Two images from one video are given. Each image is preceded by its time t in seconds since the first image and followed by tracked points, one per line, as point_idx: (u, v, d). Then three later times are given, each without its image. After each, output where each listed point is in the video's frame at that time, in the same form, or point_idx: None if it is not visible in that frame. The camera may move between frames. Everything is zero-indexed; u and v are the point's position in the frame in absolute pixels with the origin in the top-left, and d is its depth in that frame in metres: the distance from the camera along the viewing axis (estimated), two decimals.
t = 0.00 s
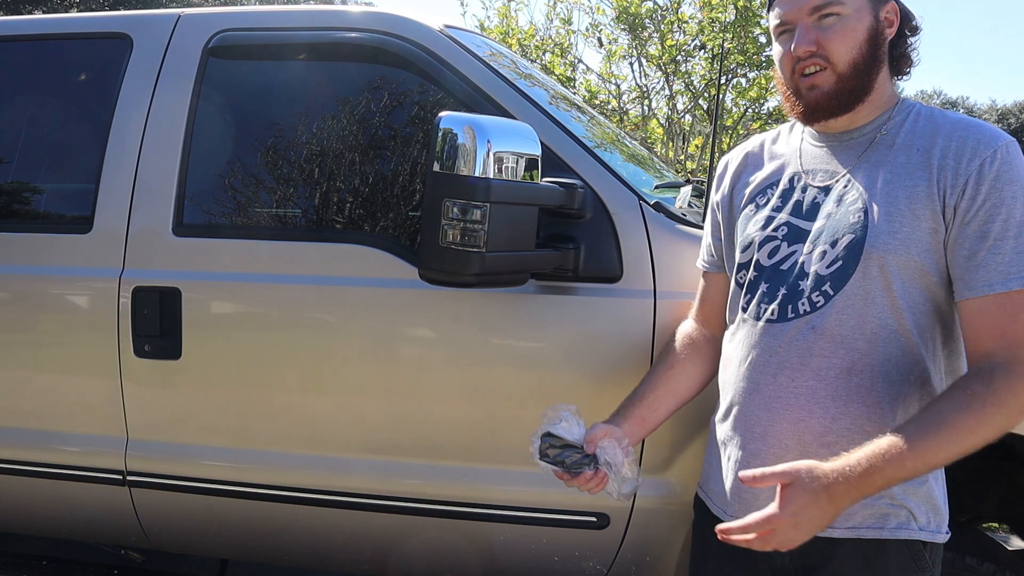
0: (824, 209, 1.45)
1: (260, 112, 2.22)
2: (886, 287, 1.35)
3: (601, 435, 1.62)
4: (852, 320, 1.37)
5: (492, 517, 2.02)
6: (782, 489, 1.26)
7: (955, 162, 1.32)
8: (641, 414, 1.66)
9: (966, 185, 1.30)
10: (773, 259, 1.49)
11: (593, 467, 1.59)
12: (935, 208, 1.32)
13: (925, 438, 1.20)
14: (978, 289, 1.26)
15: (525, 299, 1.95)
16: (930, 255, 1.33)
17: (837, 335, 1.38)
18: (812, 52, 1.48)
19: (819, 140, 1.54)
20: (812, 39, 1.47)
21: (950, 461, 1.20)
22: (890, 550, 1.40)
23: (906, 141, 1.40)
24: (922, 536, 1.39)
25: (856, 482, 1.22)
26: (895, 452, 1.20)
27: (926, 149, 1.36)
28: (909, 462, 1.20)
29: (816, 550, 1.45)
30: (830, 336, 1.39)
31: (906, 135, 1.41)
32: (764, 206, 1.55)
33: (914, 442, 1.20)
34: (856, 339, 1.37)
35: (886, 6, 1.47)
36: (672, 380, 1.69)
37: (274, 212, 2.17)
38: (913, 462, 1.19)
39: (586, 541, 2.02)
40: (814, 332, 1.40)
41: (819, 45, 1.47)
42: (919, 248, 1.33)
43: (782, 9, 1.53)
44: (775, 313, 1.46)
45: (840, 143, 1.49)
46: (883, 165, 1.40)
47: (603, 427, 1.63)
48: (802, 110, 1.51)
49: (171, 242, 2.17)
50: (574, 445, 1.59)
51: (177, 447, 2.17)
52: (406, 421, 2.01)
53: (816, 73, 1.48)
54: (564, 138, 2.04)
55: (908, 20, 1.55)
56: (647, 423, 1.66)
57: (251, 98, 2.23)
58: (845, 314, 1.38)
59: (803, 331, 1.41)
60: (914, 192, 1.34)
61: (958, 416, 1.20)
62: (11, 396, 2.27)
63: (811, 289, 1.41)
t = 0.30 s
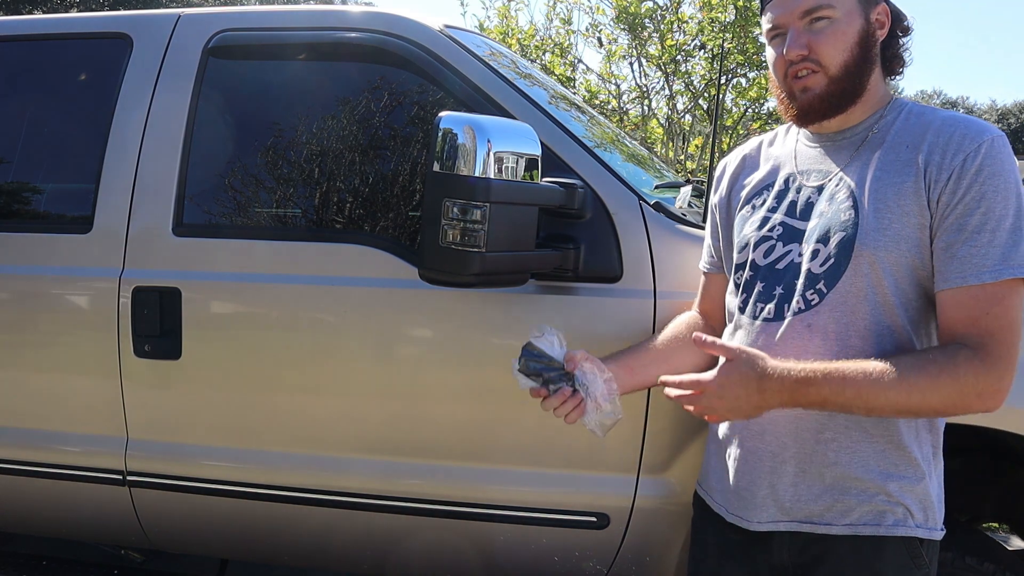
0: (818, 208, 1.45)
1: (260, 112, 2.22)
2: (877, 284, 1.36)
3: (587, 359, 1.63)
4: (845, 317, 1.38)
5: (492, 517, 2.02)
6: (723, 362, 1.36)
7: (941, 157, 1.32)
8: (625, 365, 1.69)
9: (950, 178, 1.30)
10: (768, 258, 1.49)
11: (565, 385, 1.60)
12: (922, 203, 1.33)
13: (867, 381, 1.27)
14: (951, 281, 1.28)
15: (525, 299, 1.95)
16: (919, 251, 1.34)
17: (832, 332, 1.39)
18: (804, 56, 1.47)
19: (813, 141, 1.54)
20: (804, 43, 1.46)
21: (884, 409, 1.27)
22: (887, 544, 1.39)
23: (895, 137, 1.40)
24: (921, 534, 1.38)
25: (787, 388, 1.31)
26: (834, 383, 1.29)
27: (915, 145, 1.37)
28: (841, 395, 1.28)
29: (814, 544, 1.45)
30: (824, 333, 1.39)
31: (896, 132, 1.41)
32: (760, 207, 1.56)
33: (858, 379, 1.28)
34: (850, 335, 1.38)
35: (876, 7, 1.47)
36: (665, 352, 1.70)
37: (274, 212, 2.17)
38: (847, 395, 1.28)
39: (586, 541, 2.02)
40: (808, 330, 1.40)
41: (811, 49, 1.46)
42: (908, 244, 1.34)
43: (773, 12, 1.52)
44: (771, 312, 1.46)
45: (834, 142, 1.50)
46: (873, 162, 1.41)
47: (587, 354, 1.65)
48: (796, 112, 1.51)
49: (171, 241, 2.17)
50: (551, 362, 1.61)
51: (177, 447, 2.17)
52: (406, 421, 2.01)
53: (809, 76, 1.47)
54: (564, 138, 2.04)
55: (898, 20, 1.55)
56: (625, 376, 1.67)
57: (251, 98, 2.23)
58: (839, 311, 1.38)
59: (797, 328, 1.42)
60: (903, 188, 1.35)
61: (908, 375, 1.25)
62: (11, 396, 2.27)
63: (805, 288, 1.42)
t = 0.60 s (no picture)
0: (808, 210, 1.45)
1: (260, 111, 2.22)
2: (867, 286, 1.36)
3: (560, 365, 1.72)
4: (837, 318, 1.38)
5: (492, 517, 2.02)
6: (739, 406, 1.30)
7: (930, 161, 1.32)
8: (637, 351, 1.75)
9: (941, 181, 1.30)
10: (760, 260, 1.49)
11: (536, 399, 1.67)
12: (912, 207, 1.33)
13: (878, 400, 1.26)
14: (951, 285, 1.28)
15: (525, 299, 1.95)
16: (910, 254, 1.34)
17: (823, 334, 1.39)
18: (797, 57, 1.46)
19: (805, 143, 1.54)
20: (799, 44, 1.46)
21: (896, 427, 1.26)
22: (883, 544, 1.39)
23: (885, 140, 1.40)
24: (916, 532, 1.38)
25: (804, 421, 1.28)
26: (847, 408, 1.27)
27: (903, 147, 1.37)
28: (855, 420, 1.27)
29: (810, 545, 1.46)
30: (815, 335, 1.39)
31: (887, 134, 1.41)
32: (752, 209, 1.55)
33: (870, 402, 1.26)
34: (842, 336, 1.38)
35: (872, 11, 1.46)
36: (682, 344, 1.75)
37: (274, 212, 2.17)
38: (861, 417, 1.26)
39: (586, 541, 2.02)
40: (800, 331, 1.40)
41: (805, 50, 1.46)
42: (898, 247, 1.34)
43: (769, 10, 1.51)
44: (763, 314, 1.46)
45: (825, 143, 1.49)
46: (863, 165, 1.40)
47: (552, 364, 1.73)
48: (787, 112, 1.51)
49: (171, 242, 2.17)
50: (517, 381, 1.69)
51: (177, 447, 2.17)
52: (406, 421, 2.01)
53: (801, 77, 1.47)
54: (564, 138, 2.04)
55: (892, 23, 1.54)
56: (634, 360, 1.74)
57: (251, 98, 2.23)
58: (830, 312, 1.38)
59: (788, 329, 1.42)
60: (893, 191, 1.35)
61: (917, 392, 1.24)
62: (11, 396, 2.26)
63: (795, 288, 1.42)
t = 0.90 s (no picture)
0: (804, 211, 1.45)
1: (260, 112, 2.22)
2: (866, 287, 1.36)
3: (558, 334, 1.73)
4: (832, 320, 1.38)
5: (492, 517, 2.02)
6: (857, 381, 1.21)
7: (934, 161, 1.33)
8: (638, 329, 1.77)
9: (950, 183, 1.31)
10: (756, 261, 1.49)
11: (538, 360, 1.67)
12: (915, 208, 1.34)
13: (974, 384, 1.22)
14: (978, 287, 1.28)
15: (525, 299, 1.95)
16: (910, 255, 1.35)
17: (819, 335, 1.39)
18: (796, 53, 1.46)
19: (797, 142, 1.53)
20: (798, 40, 1.46)
21: (980, 412, 1.24)
22: (877, 544, 1.40)
23: (883, 141, 1.41)
24: (909, 532, 1.39)
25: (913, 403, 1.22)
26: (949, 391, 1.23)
27: (903, 147, 1.37)
28: (953, 403, 1.22)
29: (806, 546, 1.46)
30: (813, 337, 1.39)
31: (884, 134, 1.41)
32: (747, 210, 1.55)
33: (964, 384, 1.23)
34: (838, 338, 1.38)
35: (866, 12, 1.48)
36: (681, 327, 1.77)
37: (274, 212, 2.17)
38: (958, 400, 1.22)
39: (586, 541, 2.02)
40: (798, 333, 1.40)
41: (803, 46, 1.46)
42: (899, 248, 1.35)
43: (766, 5, 1.50)
44: (759, 315, 1.46)
45: (819, 142, 1.49)
46: (861, 166, 1.41)
47: (553, 332, 1.73)
48: (783, 108, 1.50)
49: (171, 242, 2.17)
50: (519, 342, 1.69)
51: (177, 447, 2.17)
52: (406, 421, 2.02)
53: (799, 74, 1.47)
54: (564, 138, 2.04)
55: (884, 24, 1.55)
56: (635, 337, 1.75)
57: (251, 98, 2.23)
58: (826, 314, 1.38)
59: (785, 331, 1.42)
60: (893, 193, 1.36)
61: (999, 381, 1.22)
62: (11, 396, 2.27)
63: (792, 290, 1.41)
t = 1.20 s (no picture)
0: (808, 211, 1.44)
1: (260, 112, 2.22)
2: (870, 290, 1.37)
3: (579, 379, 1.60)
4: (837, 321, 1.38)
5: (492, 517, 2.02)
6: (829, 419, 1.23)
7: (939, 169, 1.34)
8: (630, 350, 1.69)
9: (950, 191, 1.32)
10: (759, 261, 1.48)
11: (560, 421, 1.54)
12: (919, 214, 1.34)
13: (942, 415, 1.26)
14: (962, 296, 1.31)
15: (525, 299, 1.95)
16: (914, 259, 1.36)
17: (823, 337, 1.39)
18: (807, 62, 1.46)
19: (797, 142, 1.53)
20: (809, 48, 1.45)
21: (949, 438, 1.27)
22: (875, 543, 1.40)
23: (889, 146, 1.41)
24: (908, 532, 1.39)
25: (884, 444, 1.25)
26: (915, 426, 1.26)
27: (909, 153, 1.38)
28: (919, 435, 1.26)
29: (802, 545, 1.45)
30: (815, 339, 1.40)
31: (889, 140, 1.42)
32: (748, 208, 1.54)
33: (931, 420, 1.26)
34: (841, 340, 1.38)
35: (875, 15, 1.47)
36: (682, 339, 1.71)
37: (274, 212, 2.17)
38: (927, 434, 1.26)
39: (586, 541, 2.01)
40: (801, 335, 1.41)
41: (815, 54, 1.45)
42: (903, 252, 1.36)
43: (774, 11, 1.49)
44: (761, 316, 1.46)
45: (823, 144, 1.49)
46: (866, 170, 1.41)
47: (561, 379, 1.60)
48: (793, 117, 1.50)
49: (171, 241, 2.17)
50: (529, 405, 1.55)
51: (177, 447, 2.17)
52: (406, 421, 2.02)
53: (809, 85, 1.47)
54: (564, 138, 2.04)
55: (891, 24, 1.54)
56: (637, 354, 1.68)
57: (250, 98, 2.23)
58: (830, 316, 1.39)
59: (789, 333, 1.42)
60: (898, 198, 1.36)
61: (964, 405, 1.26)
62: (11, 396, 2.27)
63: (796, 291, 1.42)
